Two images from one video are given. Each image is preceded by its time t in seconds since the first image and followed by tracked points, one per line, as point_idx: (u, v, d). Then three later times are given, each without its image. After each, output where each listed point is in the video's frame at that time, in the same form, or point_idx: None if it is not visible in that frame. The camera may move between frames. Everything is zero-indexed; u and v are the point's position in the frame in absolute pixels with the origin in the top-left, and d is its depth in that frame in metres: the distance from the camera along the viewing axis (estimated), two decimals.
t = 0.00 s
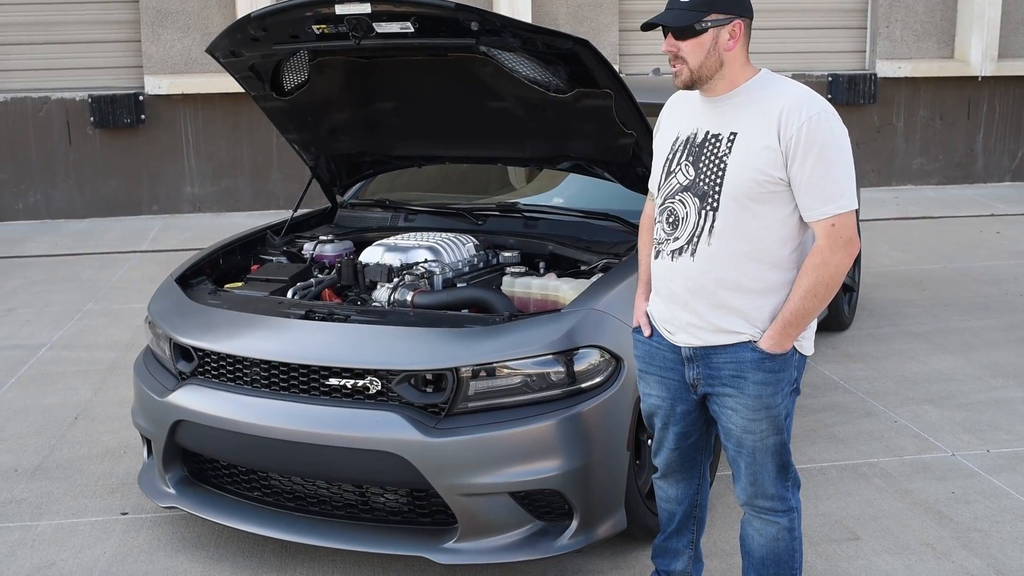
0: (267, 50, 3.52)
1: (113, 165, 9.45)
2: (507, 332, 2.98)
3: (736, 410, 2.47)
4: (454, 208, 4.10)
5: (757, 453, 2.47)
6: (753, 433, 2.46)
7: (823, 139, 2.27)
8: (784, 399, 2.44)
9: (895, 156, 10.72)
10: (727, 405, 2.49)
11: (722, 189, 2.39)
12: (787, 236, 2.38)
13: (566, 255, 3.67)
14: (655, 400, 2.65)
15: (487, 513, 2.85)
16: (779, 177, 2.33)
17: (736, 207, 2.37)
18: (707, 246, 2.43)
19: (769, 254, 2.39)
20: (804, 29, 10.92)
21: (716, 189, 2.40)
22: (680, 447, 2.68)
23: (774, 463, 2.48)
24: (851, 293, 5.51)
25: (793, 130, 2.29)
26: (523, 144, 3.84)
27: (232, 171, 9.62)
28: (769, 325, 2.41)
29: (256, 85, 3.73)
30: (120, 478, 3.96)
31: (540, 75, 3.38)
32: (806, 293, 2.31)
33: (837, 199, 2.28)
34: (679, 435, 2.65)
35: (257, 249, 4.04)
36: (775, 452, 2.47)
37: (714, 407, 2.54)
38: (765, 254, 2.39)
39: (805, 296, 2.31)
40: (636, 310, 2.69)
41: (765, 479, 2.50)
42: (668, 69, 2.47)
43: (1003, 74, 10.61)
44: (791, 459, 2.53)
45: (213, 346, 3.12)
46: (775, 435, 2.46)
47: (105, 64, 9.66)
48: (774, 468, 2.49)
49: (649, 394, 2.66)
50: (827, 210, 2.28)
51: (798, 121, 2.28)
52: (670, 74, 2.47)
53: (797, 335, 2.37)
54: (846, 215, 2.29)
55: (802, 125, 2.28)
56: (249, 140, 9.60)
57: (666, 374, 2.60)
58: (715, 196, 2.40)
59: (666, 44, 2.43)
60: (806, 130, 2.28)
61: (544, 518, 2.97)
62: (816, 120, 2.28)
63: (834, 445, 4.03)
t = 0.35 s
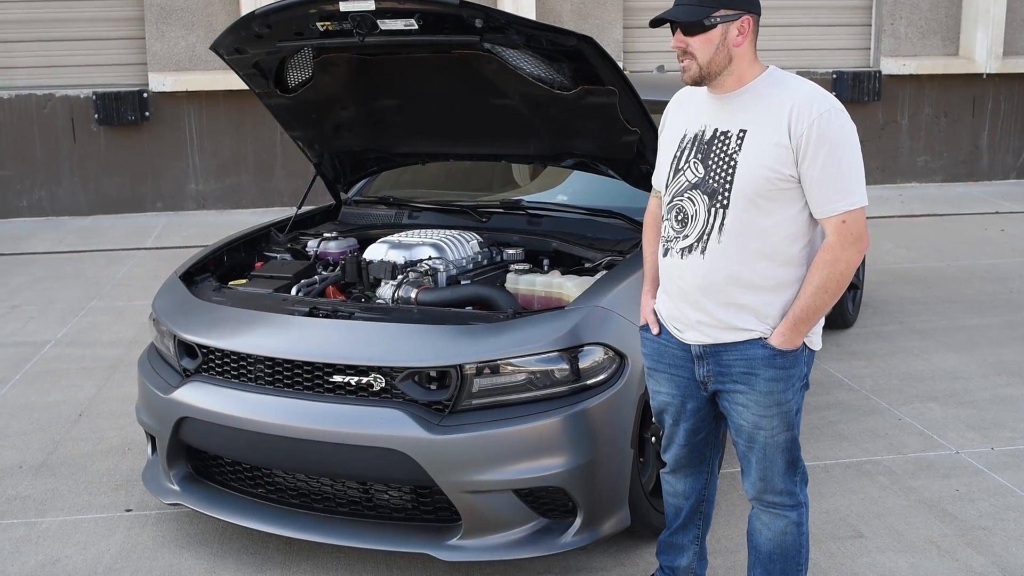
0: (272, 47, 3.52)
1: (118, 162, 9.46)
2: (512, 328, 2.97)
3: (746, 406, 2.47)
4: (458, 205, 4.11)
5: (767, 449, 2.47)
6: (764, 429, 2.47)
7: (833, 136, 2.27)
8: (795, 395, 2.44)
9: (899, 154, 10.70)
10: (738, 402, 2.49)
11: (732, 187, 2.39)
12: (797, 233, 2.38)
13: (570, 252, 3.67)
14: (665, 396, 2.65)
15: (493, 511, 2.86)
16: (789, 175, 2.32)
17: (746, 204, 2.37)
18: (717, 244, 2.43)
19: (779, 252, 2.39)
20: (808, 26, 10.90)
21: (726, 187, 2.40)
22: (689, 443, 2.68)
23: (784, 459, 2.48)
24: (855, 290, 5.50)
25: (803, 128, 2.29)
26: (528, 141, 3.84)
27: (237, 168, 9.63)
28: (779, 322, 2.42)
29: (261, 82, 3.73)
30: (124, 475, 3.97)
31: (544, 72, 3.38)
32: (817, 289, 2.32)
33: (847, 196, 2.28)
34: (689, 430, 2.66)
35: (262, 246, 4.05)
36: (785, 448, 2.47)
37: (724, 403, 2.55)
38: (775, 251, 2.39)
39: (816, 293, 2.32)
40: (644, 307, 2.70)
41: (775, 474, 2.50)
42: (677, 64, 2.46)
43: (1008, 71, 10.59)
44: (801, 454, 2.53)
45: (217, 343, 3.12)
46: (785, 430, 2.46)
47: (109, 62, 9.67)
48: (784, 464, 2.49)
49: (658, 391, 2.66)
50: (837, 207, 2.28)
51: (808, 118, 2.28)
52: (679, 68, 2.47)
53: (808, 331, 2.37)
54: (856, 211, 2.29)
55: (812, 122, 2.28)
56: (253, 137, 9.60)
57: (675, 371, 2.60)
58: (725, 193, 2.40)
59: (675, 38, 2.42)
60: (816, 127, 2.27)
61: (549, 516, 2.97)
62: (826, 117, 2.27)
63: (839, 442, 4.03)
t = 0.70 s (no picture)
0: (274, 45, 3.52)
1: (120, 160, 9.46)
2: (514, 326, 2.97)
3: (743, 404, 2.47)
4: (460, 203, 4.11)
5: (764, 446, 2.47)
6: (761, 426, 2.46)
7: (831, 135, 2.25)
8: (791, 392, 2.43)
9: (902, 152, 10.69)
10: (735, 399, 2.49)
11: (730, 184, 2.38)
12: (794, 231, 2.37)
13: (573, 250, 3.67)
14: (665, 391, 2.66)
15: (494, 508, 2.85)
16: (786, 173, 2.31)
17: (743, 202, 2.36)
18: (715, 240, 2.43)
19: (776, 250, 2.38)
20: (811, 24, 10.89)
21: (724, 183, 2.39)
22: (690, 438, 2.68)
23: (783, 456, 2.48)
24: (858, 288, 5.50)
25: (800, 126, 2.27)
26: (530, 138, 3.84)
27: (239, 166, 9.63)
28: (776, 320, 2.41)
29: (263, 79, 3.73)
30: (127, 472, 3.97)
31: (547, 70, 3.37)
32: (812, 289, 2.31)
33: (844, 196, 2.26)
34: (689, 426, 2.66)
35: (264, 244, 4.05)
36: (784, 444, 2.47)
37: (723, 399, 2.55)
38: (772, 249, 2.38)
39: (811, 293, 2.31)
40: (648, 302, 2.71)
41: (774, 471, 2.50)
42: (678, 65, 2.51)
43: (1012, 69, 10.58)
44: (801, 450, 2.52)
45: (219, 341, 3.12)
46: (782, 427, 2.45)
47: (112, 59, 9.67)
48: (783, 460, 2.49)
49: (659, 386, 2.66)
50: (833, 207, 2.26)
51: (806, 117, 2.26)
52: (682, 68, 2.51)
53: (804, 331, 2.36)
54: (853, 212, 2.27)
55: (809, 121, 2.26)
56: (256, 135, 9.61)
57: (675, 366, 2.61)
58: (724, 190, 2.40)
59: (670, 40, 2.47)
60: (813, 126, 2.25)
61: (551, 513, 2.96)
62: (824, 116, 2.25)
63: (841, 440, 4.03)
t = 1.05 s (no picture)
0: (276, 42, 3.52)
1: (121, 157, 9.46)
2: (517, 323, 2.97)
3: (732, 401, 2.47)
4: (461, 201, 4.12)
5: (754, 443, 2.47)
6: (750, 424, 2.46)
7: (817, 135, 2.22)
8: (780, 391, 2.42)
9: (904, 149, 10.69)
10: (725, 395, 2.49)
11: (721, 181, 2.38)
12: (784, 230, 2.35)
13: (574, 248, 3.66)
14: (664, 384, 2.67)
15: (494, 504, 2.86)
16: (773, 172, 2.29)
17: (732, 199, 2.36)
18: (706, 237, 2.44)
19: (765, 248, 2.36)
20: (813, 22, 10.89)
21: (716, 181, 2.40)
22: (689, 433, 2.68)
23: (776, 454, 2.47)
24: (859, 286, 5.50)
25: (787, 125, 2.25)
26: (532, 136, 3.84)
27: (241, 164, 9.63)
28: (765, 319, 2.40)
29: (265, 77, 3.74)
30: (128, 470, 3.97)
31: (549, 68, 3.37)
32: (796, 289, 2.29)
33: (828, 196, 2.23)
34: (687, 420, 2.66)
35: (266, 242, 4.05)
36: (775, 442, 2.46)
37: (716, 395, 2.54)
38: (760, 247, 2.37)
39: (796, 293, 2.29)
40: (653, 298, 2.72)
41: (767, 469, 2.50)
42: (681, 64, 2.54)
43: (1014, 66, 10.57)
44: (796, 448, 2.52)
45: (221, 338, 3.12)
46: (773, 426, 2.44)
47: (114, 57, 9.68)
48: (776, 458, 2.48)
49: (659, 379, 2.68)
50: (818, 207, 2.23)
51: (793, 115, 2.24)
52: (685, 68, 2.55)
53: (791, 331, 2.34)
54: (840, 212, 2.24)
55: (795, 120, 2.23)
56: (257, 133, 9.61)
57: (674, 359, 2.62)
58: (715, 187, 2.40)
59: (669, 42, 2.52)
60: (799, 126, 2.23)
61: (552, 511, 2.96)
62: (810, 116, 2.23)
63: (842, 438, 4.03)
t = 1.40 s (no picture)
0: (277, 41, 3.52)
1: (123, 156, 9.46)
2: (517, 321, 2.97)
3: (728, 397, 2.47)
4: (462, 200, 4.12)
5: (748, 441, 2.47)
6: (745, 422, 2.46)
7: (811, 132, 2.22)
8: (774, 389, 2.42)
9: (905, 148, 10.68)
10: (720, 392, 2.49)
11: (717, 178, 2.39)
12: (779, 227, 2.35)
13: (575, 246, 3.66)
14: (663, 379, 2.67)
15: (492, 502, 2.86)
16: (768, 169, 2.29)
17: (727, 196, 2.36)
18: (703, 233, 2.44)
19: (760, 245, 2.36)
20: (814, 20, 10.89)
21: (712, 177, 2.40)
22: (687, 430, 2.68)
23: (770, 453, 2.47)
24: (861, 284, 5.49)
25: (781, 122, 2.24)
26: (533, 134, 3.85)
27: (242, 162, 9.63)
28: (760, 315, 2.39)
29: (267, 76, 3.74)
30: (129, 468, 3.97)
31: (550, 67, 3.37)
32: (789, 286, 2.28)
33: (822, 193, 2.22)
34: (685, 417, 2.66)
35: (267, 240, 4.05)
36: (770, 441, 2.46)
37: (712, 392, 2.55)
38: (755, 244, 2.36)
39: (789, 290, 2.28)
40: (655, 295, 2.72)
41: (761, 468, 2.50)
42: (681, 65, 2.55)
43: (1015, 65, 10.56)
44: (791, 448, 2.51)
45: (221, 337, 3.13)
46: (768, 424, 2.44)
47: (115, 55, 9.68)
48: (770, 457, 2.48)
49: (658, 375, 2.68)
50: (811, 204, 2.23)
51: (787, 112, 2.24)
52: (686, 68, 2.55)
53: (785, 328, 2.34)
54: (834, 210, 2.23)
55: (789, 117, 2.23)
56: (258, 131, 9.61)
57: (672, 355, 2.62)
58: (712, 184, 2.40)
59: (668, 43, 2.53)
60: (793, 123, 2.23)
61: (552, 509, 2.96)
62: (804, 112, 2.22)
63: (843, 436, 4.03)
